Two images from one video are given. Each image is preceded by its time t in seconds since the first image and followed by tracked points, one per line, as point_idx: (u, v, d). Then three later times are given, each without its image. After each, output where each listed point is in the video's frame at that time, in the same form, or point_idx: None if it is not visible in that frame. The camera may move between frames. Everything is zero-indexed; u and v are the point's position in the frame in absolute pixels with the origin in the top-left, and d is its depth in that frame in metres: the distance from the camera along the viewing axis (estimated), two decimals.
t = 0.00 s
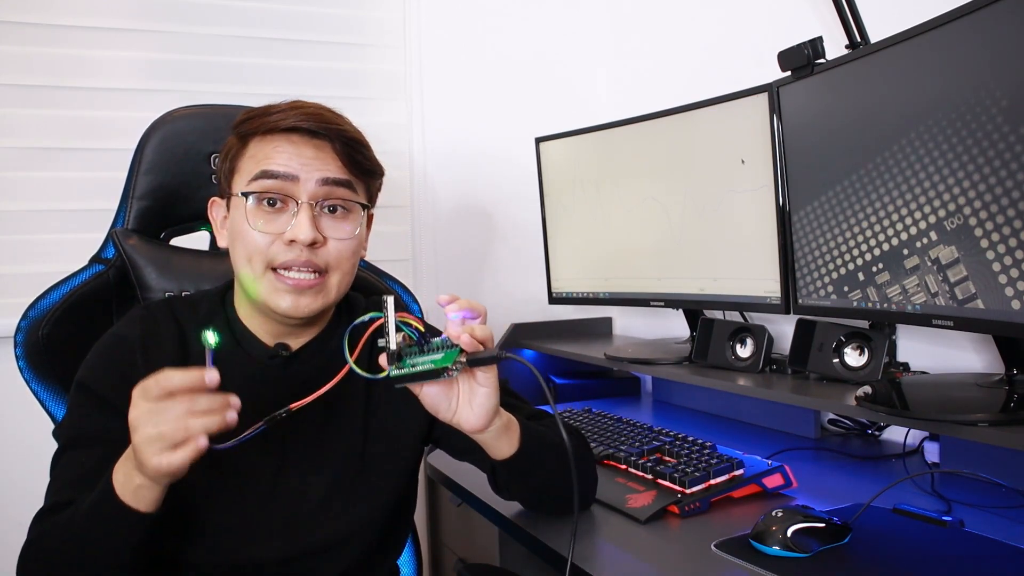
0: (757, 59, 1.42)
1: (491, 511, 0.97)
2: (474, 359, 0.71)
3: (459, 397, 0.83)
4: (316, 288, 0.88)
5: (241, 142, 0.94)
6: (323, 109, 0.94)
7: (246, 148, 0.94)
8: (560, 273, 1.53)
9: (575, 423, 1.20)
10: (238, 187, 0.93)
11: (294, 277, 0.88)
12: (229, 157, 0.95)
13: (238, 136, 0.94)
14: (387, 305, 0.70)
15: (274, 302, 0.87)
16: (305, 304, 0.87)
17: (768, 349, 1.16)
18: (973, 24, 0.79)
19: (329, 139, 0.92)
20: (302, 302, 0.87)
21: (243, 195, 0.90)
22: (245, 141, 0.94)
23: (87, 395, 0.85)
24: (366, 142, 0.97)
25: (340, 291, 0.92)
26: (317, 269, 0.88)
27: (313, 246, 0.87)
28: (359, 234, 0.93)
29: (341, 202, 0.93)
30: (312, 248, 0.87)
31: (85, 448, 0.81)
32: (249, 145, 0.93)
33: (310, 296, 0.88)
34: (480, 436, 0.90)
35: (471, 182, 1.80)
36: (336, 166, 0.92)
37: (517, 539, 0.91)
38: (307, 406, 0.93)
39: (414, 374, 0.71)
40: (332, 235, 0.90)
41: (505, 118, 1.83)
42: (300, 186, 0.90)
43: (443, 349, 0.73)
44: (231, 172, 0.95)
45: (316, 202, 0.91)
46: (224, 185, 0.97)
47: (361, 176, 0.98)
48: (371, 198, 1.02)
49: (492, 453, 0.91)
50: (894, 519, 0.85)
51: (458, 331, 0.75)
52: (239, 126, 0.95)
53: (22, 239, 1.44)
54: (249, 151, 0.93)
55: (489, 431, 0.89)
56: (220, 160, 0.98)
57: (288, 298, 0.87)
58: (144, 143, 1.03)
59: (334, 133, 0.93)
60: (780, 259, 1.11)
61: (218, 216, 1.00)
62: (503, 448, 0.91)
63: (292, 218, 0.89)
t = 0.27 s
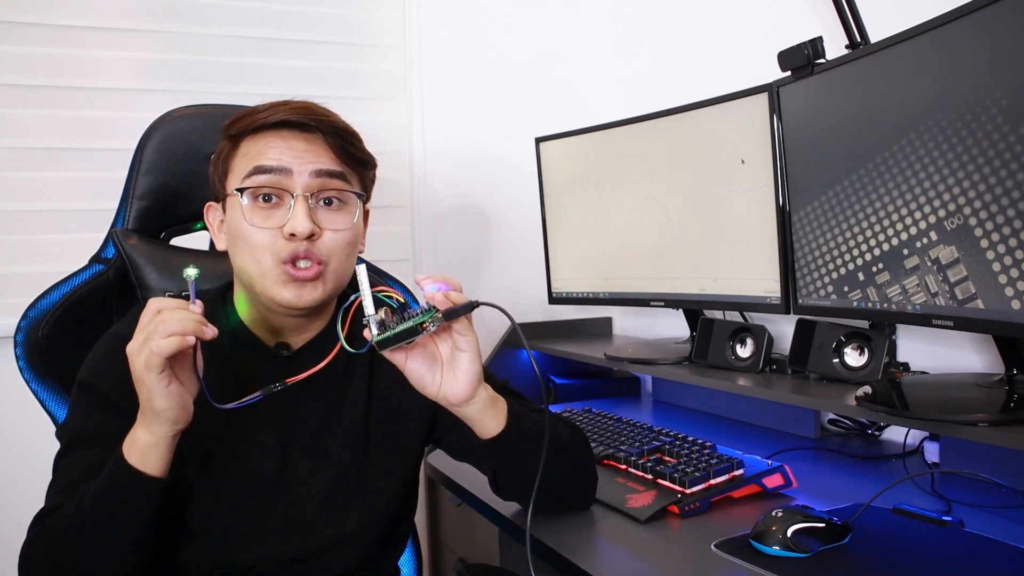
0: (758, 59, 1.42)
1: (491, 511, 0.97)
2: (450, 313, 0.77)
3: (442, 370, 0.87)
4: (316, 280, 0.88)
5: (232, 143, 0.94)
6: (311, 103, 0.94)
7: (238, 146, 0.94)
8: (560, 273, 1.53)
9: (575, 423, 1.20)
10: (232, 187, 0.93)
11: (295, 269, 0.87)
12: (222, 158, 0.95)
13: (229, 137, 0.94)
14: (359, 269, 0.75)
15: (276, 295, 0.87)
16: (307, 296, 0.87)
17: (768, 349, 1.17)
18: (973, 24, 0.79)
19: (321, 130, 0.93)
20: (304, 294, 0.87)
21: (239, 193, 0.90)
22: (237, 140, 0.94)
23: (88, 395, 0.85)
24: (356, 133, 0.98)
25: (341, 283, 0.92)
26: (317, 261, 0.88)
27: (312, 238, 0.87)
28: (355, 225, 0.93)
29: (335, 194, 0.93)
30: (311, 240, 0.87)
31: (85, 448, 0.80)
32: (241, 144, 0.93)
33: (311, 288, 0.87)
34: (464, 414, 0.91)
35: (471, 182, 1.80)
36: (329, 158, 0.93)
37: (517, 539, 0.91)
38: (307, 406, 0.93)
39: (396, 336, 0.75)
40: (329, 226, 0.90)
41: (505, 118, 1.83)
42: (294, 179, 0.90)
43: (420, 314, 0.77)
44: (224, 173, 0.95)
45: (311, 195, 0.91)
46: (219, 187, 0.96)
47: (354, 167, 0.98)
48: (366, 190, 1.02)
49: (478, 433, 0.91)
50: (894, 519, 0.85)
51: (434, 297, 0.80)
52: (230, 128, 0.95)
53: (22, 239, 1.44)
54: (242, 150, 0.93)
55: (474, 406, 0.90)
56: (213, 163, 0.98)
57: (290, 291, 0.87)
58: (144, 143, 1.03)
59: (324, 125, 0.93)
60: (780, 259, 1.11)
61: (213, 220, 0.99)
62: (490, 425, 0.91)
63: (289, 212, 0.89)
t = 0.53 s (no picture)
0: (758, 59, 1.42)
1: (491, 511, 0.97)
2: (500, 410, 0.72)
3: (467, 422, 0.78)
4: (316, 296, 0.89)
5: (243, 145, 0.94)
6: (326, 113, 0.93)
7: (248, 150, 0.93)
8: (561, 273, 1.53)
9: (575, 423, 1.20)
10: (240, 190, 0.93)
11: (296, 284, 0.88)
12: (232, 158, 0.95)
13: (241, 138, 0.94)
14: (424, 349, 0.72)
15: (275, 308, 0.88)
16: (305, 312, 0.88)
17: (768, 349, 1.17)
18: (974, 24, 0.79)
19: (331, 144, 0.92)
20: (303, 310, 0.88)
21: (245, 200, 0.91)
22: (247, 143, 0.94)
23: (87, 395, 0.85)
24: (368, 145, 0.96)
25: (340, 296, 0.93)
26: (318, 276, 0.89)
27: (315, 254, 0.88)
28: (360, 239, 0.93)
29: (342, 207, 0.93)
30: (314, 256, 0.88)
31: (86, 448, 0.81)
32: (252, 148, 0.93)
33: (309, 305, 0.89)
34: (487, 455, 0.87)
35: (471, 182, 1.80)
36: (338, 172, 0.92)
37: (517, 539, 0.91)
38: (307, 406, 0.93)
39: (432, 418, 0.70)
40: (333, 241, 0.90)
41: (505, 118, 1.83)
42: (301, 193, 0.90)
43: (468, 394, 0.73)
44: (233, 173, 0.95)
45: (318, 208, 0.91)
46: (227, 187, 0.97)
47: (364, 179, 0.97)
48: (373, 201, 1.02)
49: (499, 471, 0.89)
50: (894, 518, 0.85)
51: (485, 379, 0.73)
52: (242, 129, 0.95)
53: (22, 239, 1.44)
54: (251, 155, 0.93)
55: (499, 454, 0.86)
56: (223, 161, 0.98)
57: (289, 305, 0.88)
58: (144, 143, 1.03)
59: (335, 138, 0.92)
60: (780, 259, 1.11)
61: (219, 215, 1.00)
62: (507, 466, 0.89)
63: (294, 224, 0.90)
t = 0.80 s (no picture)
0: (758, 59, 1.42)
1: (491, 511, 0.97)
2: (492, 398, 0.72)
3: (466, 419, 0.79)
4: (317, 297, 0.89)
5: (245, 145, 0.94)
6: (328, 115, 0.93)
7: (250, 150, 0.93)
8: (561, 273, 1.53)
9: (575, 423, 1.20)
10: (241, 190, 0.93)
11: (297, 285, 0.88)
12: (234, 158, 0.95)
13: (243, 139, 0.94)
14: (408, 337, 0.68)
15: (276, 309, 0.88)
16: (306, 313, 0.88)
17: (768, 349, 1.17)
18: (974, 25, 0.79)
19: (334, 146, 0.92)
20: (304, 311, 0.88)
21: (246, 201, 0.90)
22: (249, 144, 0.93)
23: (88, 395, 0.85)
24: (371, 147, 0.96)
25: (341, 297, 0.93)
26: (319, 278, 0.89)
27: (316, 256, 0.88)
28: (361, 241, 0.93)
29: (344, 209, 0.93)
30: (316, 258, 0.88)
31: (86, 449, 0.81)
32: (253, 148, 0.93)
33: (311, 305, 0.89)
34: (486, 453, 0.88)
35: (471, 182, 1.80)
36: (340, 174, 0.92)
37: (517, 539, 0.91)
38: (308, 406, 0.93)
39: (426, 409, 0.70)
40: (335, 244, 0.90)
41: (505, 118, 1.83)
42: (303, 195, 0.90)
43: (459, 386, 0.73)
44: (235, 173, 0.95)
45: (319, 210, 0.91)
46: (228, 187, 0.96)
47: (365, 181, 0.97)
48: (374, 202, 1.02)
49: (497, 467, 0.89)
50: (894, 518, 0.85)
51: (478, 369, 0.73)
52: (243, 129, 0.94)
53: (22, 239, 1.44)
54: (253, 155, 0.93)
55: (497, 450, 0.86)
56: (224, 160, 0.98)
57: (290, 307, 0.88)
58: (144, 143, 1.03)
59: (337, 140, 0.92)
60: (781, 259, 1.11)
61: (219, 215, 1.00)
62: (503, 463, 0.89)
63: (295, 226, 0.90)
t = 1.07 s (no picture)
0: (758, 59, 1.42)
1: (492, 511, 0.97)
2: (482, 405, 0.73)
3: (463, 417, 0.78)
4: (321, 286, 0.89)
5: (229, 147, 0.94)
6: (308, 106, 0.93)
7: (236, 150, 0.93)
8: (561, 273, 1.53)
9: (575, 423, 1.20)
10: (232, 193, 0.93)
11: (300, 276, 0.88)
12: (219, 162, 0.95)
13: (226, 141, 0.94)
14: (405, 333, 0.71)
15: (282, 302, 0.88)
16: (312, 303, 0.88)
17: (768, 349, 1.16)
18: (974, 24, 0.79)
19: (319, 134, 0.92)
20: (309, 301, 0.88)
21: (239, 201, 0.90)
22: (233, 145, 0.93)
23: (89, 395, 0.85)
24: (353, 134, 0.97)
25: (344, 286, 0.93)
26: (321, 267, 0.89)
27: (316, 244, 0.88)
28: (356, 227, 0.94)
29: (335, 198, 0.93)
30: (315, 246, 0.88)
31: (85, 449, 0.81)
32: (238, 149, 0.93)
33: (316, 295, 0.89)
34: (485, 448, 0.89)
35: (471, 183, 1.80)
36: (328, 162, 0.93)
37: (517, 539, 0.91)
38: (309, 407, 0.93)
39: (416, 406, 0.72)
40: (331, 231, 0.91)
41: (505, 118, 1.83)
42: (294, 186, 0.90)
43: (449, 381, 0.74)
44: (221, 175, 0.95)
45: (312, 200, 0.91)
46: (217, 191, 0.96)
47: (352, 166, 0.98)
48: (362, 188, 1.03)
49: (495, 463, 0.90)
50: (894, 519, 0.85)
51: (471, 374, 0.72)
52: (224, 133, 0.94)
53: (22, 239, 1.44)
54: (240, 155, 0.92)
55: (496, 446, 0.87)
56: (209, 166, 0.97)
57: (296, 298, 0.88)
58: (144, 143, 1.03)
59: (321, 128, 0.92)
60: (781, 259, 1.11)
61: (212, 224, 0.99)
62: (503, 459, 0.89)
63: (291, 218, 0.90)
